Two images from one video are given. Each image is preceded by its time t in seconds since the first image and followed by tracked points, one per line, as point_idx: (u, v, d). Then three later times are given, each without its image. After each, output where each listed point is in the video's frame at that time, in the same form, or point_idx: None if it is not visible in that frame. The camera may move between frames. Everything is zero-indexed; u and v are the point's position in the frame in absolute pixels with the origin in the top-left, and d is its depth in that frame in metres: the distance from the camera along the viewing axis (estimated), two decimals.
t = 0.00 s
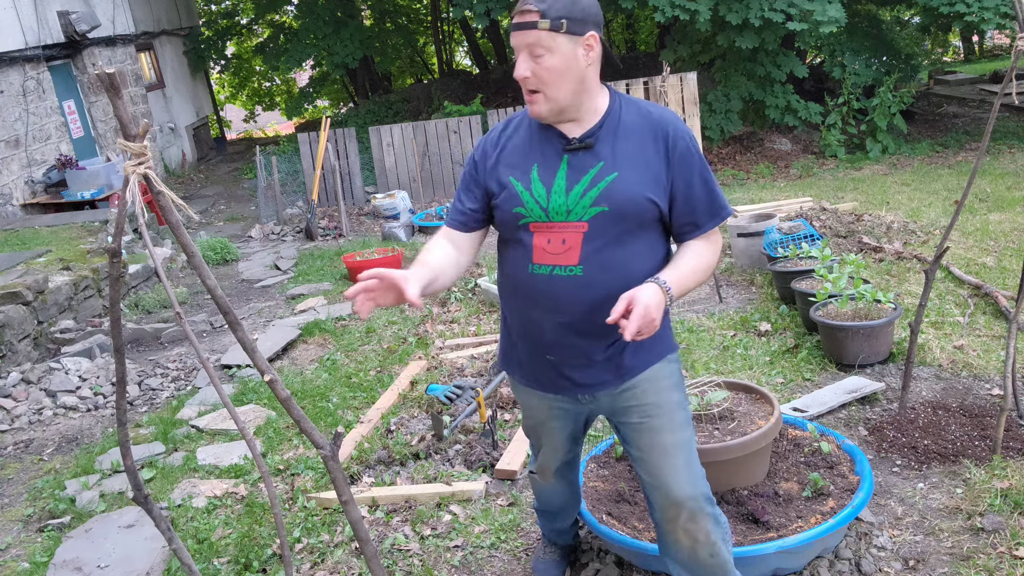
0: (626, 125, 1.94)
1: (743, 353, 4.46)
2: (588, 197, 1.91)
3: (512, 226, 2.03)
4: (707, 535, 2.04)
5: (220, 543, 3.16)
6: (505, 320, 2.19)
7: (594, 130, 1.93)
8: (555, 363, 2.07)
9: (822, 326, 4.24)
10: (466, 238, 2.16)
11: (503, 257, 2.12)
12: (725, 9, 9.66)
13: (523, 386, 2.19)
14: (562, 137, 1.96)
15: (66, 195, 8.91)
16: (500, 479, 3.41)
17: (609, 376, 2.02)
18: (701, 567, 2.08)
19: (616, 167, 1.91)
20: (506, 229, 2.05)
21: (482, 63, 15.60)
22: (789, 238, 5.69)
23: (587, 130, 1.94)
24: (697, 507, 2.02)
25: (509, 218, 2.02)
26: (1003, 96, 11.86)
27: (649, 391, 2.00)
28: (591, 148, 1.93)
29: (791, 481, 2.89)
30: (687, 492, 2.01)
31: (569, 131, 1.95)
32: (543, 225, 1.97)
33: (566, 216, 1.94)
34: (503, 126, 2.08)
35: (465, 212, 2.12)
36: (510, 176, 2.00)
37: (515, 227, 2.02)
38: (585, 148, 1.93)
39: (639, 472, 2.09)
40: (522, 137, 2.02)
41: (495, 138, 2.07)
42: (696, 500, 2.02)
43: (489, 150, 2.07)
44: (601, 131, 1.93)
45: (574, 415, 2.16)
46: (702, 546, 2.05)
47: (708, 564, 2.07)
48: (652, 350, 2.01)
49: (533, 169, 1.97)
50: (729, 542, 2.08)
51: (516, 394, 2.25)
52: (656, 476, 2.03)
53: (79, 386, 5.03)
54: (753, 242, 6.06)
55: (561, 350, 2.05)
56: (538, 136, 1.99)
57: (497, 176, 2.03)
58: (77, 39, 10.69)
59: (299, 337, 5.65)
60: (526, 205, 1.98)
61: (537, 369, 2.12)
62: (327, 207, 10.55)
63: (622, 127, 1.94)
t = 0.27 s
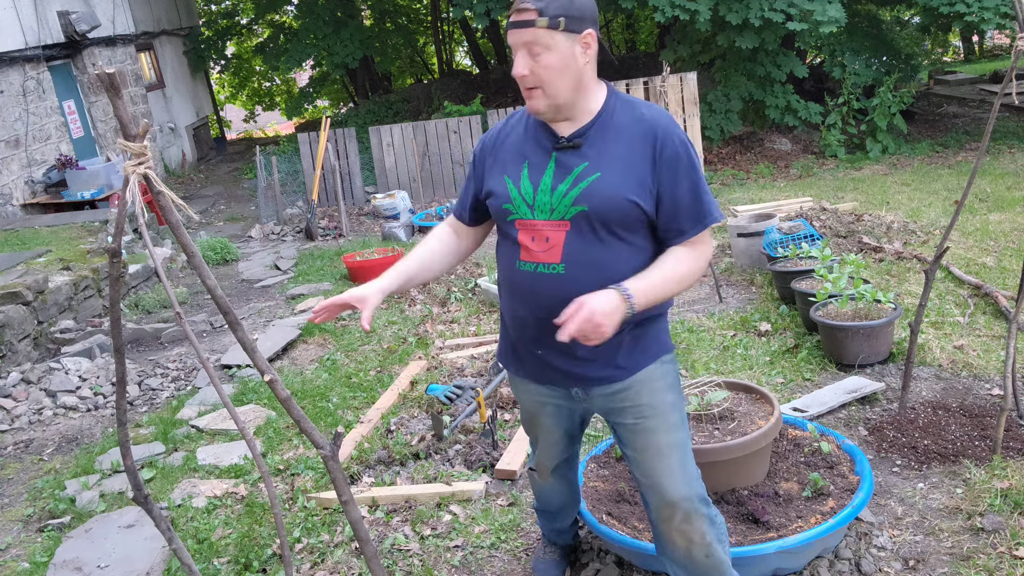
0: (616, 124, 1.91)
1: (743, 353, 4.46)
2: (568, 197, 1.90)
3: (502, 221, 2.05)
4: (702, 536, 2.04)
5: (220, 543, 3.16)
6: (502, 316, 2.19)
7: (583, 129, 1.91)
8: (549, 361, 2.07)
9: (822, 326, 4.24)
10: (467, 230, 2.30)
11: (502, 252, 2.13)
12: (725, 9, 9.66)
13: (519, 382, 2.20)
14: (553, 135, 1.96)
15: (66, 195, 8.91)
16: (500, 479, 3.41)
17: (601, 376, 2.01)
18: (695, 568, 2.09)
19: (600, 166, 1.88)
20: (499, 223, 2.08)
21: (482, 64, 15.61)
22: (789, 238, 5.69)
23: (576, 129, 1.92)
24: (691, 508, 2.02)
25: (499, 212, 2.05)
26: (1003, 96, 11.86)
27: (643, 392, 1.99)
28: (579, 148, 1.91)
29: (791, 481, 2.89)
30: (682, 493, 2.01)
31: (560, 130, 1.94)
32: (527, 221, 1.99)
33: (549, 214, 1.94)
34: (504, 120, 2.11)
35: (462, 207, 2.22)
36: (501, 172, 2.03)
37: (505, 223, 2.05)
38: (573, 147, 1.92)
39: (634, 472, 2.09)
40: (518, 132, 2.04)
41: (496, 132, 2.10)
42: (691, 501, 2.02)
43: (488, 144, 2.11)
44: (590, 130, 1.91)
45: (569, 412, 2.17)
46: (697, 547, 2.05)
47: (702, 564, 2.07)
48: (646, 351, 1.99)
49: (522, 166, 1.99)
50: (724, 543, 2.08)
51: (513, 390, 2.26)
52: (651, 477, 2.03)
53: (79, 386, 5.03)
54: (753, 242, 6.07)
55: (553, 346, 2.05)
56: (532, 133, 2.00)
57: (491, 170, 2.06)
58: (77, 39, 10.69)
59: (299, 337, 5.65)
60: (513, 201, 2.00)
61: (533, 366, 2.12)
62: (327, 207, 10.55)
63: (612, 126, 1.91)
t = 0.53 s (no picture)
0: (620, 123, 1.90)
1: (743, 353, 4.47)
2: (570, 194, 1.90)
3: (506, 219, 2.06)
4: (705, 537, 2.04)
5: (220, 543, 3.16)
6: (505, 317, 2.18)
7: (590, 126, 1.92)
8: (551, 363, 2.07)
9: (822, 326, 4.24)
10: (470, 215, 2.27)
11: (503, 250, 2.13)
12: (725, 9, 9.66)
13: (522, 383, 2.19)
14: (557, 133, 1.96)
15: (66, 195, 8.91)
16: (500, 479, 3.41)
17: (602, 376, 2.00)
18: (698, 567, 2.09)
19: (598, 166, 1.87)
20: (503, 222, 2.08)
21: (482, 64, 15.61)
22: (789, 238, 5.69)
23: (585, 125, 1.93)
24: (695, 509, 2.02)
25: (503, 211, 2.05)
26: (1003, 96, 11.86)
27: (646, 393, 1.99)
28: (583, 148, 1.92)
29: (791, 481, 2.89)
30: (685, 493, 2.01)
31: (567, 127, 1.94)
32: (531, 218, 1.99)
33: (551, 211, 1.95)
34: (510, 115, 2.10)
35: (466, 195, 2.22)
36: (507, 168, 2.03)
37: (509, 221, 2.05)
38: (580, 146, 1.92)
39: (637, 472, 2.09)
40: (524, 129, 2.03)
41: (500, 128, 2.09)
42: (694, 501, 2.01)
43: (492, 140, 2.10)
44: (597, 128, 1.91)
45: (571, 413, 2.16)
46: (700, 547, 2.05)
47: (705, 564, 2.07)
48: (649, 351, 1.99)
49: (529, 163, 1.99)
50: (727, 544, 2.08)
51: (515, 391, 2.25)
52: (655, 477, 2.03)
53: (79, 386, 5.03)
54: (753, 242, 6.07)
55: (555, 347, 2.05)
56: (540, 130, 2.00)
57: (496, 167, 2.06)
58: (77, 39, 10.70)
59: (299, 337, 5.65)
60: (518, 198, 2.00)
61: (535, 367, 2.12)
62: (327, 207, 10.56)
63: (616, 125, 1.90)
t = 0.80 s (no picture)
0: (626, 124, 1.90)
1: (743, 353, 4.46)
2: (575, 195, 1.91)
3: (511, 219, 2.06)
4: (707, 538, 2.04)
5: (220, 543, 3.16)
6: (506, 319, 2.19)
7: (596, 128, 1.92)
8: (553, 365, 2.07)
9: (822, 326, 4.24)
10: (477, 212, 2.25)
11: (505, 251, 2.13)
12: (725, 9, 9.66)
13: (524, 385, 2.20)
14: (564, 134, 1.96)
15: (66, 195, 8.91)
16: (500, 479, 3.41)
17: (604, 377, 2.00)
18: (699, 568, 2.08)
19: (603, 166, 1.87)
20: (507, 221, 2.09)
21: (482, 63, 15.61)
22: (789, 238, 5.69)
23: (591, 127, 1.93)
24: (697, 510, 2.02)
25: (508, 211, 2.05)
26: (1003, 96, 11.86)
27: (647, 394, 1.99)
28: (589, 149, 1.92)
29: (790, 481, 2.89)
30: (686, 494, 2.01)
31: (575, 128, 1.95)
32: (536, 219, 2.00)
33: (555, 211, 1.95)
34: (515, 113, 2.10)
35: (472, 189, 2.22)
36: (513, 168, 2.03)
37: (513, 221, 2.05)
38: (586, 147, 1.92)
39: (638, 473, 2.09)
40: (530, 129, 2.03)
41: (505, 127, 2.09)
42: (695, 502, 2.01)
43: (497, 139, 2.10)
44: (603, 130, 1.92)
45: (572, 415, 2.17)
46: (701, 548, 2.05)
47: (707, 565, 2.07)
48: (650, 352, 1.99)
49: (534, 163, 1.99)
50: (728, 545, 2.08)
51: (517, 393, 2.25)
52: (656, 479, 2.03)
53: (79, 386, 5.03)
54: (753, 242, 6.07)
55: (556, 348, 2.05)
56: (546, 131, 2.00)
57: (501, 167, 2.06)
58: (77, 39, 10.70)
59: (299, 337, 5.65)
60: (523, 198, 2.01)
61: (537, 368, 2.12)
62: (327, 207, 10.56)
63: (621, 125, 1.91)
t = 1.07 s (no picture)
0: (626, 125, 1.90)
1: (743, 353, 4.46)
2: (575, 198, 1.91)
3: (511, 222, 2.06)
4: (707, 539, 2.04)
5: (220, 543, 3.16)
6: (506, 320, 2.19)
7: (597, 130, 1.92)
8: (554, 366, 2.07)
9: (822, 326, 4.24)
10: (476, 218, 2.27)
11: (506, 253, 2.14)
12: (725, 9, 9.66)
13: (524, 385, 2.20)
14: (564, 136, 1.96)
15: (66, 195, 8.91)
16: (500, 479, 3.41)
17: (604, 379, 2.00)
18: (699, 569, 2.08)
19: (603, 169, 1.87)
20: (507, 225, 2.09)
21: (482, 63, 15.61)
22: (789, 238, 5.69)
23: (592, 128, 1.93)
24: (697, 511, 2.02)
25: (509, 214, 2.05)
26: (1003, 96, 11.86)
27: (647, 395, 1.99)
28: (589, 151, 1.92)
29: (791, 481, 2.89)
30: (687, 494, 2.01)
31: (576, 130, 1.95)
32: (536, 221, 2.00)
33: (556, 214, 1.96)
34: (516, 115, 2.10)
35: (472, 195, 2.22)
36: (513, 171, 2.03)
37: (514, 223, 2.06)
38: (587, 149, 1.92)
39: (639, 474, 2.08)
40: (530, 131, 2.03)
41: (505, 128, 2.09)
42: (696, 503, 2.01)
43: (498, 141, 2.10)
44: (603, 131, 1.92)
45: (573, 416, 2.17)
46: (701, 548, 2.05)
47: (707, 566, 2.07)
48: (650, 353, 1.99)
49: (535, 166, 1.99)
50: (727, 546, 2.08)
51: (518, 395, 2.25)
52: (656, 479, 2.03)
53: (79, 386, 5.03)
54: (753, 242, 6.07)
55: (557, 350, 2.05)
56: (547, 133, 2.00)
57: (502, 170, 2.07)
58: (77, 39, 10.70)
59: (299, 337, 5.65)
60: (523, 201, 2.01)
61: (538, 370, 2.12)
62: (327, 207, 10.56)
63: (621, 126, 1.91)
